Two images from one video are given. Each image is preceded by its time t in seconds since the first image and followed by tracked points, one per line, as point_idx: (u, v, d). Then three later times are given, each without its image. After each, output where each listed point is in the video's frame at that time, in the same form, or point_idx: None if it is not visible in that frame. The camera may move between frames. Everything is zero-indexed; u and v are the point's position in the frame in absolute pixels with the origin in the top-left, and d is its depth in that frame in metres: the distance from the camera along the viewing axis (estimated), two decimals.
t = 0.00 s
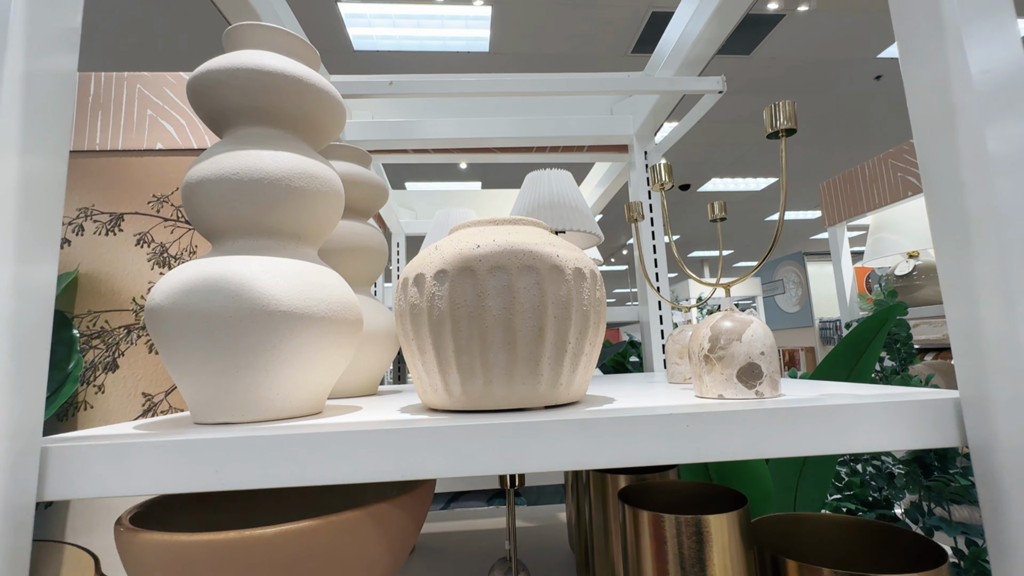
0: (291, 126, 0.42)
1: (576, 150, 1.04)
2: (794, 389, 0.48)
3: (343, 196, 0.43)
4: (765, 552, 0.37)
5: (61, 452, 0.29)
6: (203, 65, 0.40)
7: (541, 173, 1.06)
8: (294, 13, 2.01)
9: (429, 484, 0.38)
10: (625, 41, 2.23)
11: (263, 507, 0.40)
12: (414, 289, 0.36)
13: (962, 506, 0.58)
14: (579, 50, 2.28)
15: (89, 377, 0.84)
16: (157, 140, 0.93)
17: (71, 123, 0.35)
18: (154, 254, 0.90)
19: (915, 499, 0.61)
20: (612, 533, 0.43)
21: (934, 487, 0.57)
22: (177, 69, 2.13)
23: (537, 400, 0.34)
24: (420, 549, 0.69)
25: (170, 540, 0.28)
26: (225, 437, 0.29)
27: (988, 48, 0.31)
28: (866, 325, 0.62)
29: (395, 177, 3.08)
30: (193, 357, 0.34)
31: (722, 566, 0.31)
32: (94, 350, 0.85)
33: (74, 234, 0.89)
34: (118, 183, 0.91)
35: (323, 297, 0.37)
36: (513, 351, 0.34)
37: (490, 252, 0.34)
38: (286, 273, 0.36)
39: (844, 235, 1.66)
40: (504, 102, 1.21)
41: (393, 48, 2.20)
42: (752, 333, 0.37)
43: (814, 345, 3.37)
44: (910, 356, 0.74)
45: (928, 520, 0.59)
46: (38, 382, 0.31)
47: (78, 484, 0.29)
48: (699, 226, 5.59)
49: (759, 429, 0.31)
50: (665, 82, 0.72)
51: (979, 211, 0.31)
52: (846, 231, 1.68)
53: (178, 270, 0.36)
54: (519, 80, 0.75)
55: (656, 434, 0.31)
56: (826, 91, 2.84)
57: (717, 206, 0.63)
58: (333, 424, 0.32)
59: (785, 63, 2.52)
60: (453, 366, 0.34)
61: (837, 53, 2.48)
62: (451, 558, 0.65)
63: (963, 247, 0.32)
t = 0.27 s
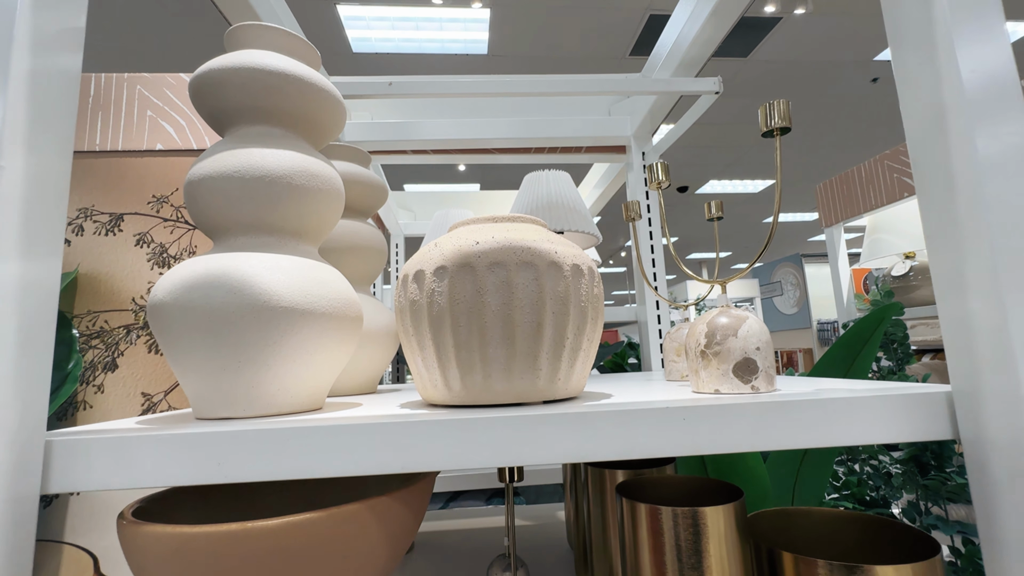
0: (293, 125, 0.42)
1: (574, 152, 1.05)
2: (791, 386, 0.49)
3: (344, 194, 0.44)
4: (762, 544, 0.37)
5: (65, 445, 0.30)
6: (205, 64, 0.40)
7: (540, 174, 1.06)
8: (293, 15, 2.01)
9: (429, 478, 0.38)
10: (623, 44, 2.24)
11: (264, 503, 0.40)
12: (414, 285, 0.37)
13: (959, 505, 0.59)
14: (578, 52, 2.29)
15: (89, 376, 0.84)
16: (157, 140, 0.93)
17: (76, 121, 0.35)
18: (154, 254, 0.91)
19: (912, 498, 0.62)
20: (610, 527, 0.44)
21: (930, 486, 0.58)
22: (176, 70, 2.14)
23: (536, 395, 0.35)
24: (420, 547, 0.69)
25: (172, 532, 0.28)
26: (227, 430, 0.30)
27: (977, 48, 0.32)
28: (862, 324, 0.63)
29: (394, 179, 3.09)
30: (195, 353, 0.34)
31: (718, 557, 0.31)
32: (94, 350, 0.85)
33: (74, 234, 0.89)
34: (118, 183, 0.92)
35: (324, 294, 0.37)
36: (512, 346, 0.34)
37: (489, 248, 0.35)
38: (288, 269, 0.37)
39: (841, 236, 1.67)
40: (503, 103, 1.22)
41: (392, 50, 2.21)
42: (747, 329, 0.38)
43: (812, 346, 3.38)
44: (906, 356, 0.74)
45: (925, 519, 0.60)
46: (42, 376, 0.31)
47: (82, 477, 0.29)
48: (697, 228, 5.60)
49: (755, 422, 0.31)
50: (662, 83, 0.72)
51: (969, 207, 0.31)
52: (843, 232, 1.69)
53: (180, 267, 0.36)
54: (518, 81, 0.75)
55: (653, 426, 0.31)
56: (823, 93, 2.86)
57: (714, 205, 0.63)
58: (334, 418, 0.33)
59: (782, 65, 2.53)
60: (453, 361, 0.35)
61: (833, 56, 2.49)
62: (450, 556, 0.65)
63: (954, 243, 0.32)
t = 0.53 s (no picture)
0: (295, 124, 0.43)
1: (572, 152, 1.06)
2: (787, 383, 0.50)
3: (344, 192, 0.44)
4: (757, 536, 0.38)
5: (71, 438, 0.30)
6: (208, 64, 0.41)
7: (538, 174, 1.07)
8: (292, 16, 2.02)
9: (429, 471, 0.39)
10: (621, 45, 2.25)
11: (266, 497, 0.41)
12: (414, 281, 0.37)
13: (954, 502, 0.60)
14: (575, 53, 2.31)
15: (89, 375, 0.84)
16: (157, 140, 0.94)
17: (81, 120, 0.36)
18: (154, 253, 0.91)
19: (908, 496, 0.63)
20: (607, 521, 0.44)
21: (925, 483, 0.59)
22: (175, 71, 2.15)
23: (535, 389, 0.35)
24: (419, 543, 0.70)
25: (177, 523, 0.29)
26: (231, 423, 0.30)
27: (966, 48, 0.32)
28: (858, 323, 0.64)
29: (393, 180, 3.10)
30: (199, 348, 0.35)
31: (713, 547, 0.32)
32: (94, 349, 0.86)
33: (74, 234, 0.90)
34: (118, 183, 0.92)
35: (325, 290, 0.38)
36: (511, 341, 0.35)
37: (489, 245, 0.35)
38: (290, 265, 0.37)
39: (837, 236, 1.68)
40: (501, 104, 1.23)
41: (391, 52, 2.22)
42: (742, 324, 0.39)
43: (809, 347, 3.40)
44: (903, 356, 0.74)
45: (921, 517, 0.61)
46: (48, 370, 0.31)
47: (88, 469, 0.30)
48: (695, 229, 5.62)
49: (749, 414, 0.32)
50: (659, 84, 0.73)
51: (958, 204, 0.32)
52: (839, 232, 1.71)
53: (184, 263, 0.37)
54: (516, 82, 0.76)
55: (649, 419, 0.32)
56: (820, 95, 2.87)
57: (710, 204, 0.64)
58: (336, 412, 0.33)
59: (779, 67, 2.55)
60: (453, 355, 0.35)
61: (830, 58, 2.51)
62: (450, 552, 0.66)
63: (944, 240, 0.33)
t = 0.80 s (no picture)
0: (298, 120, 0.43)
1: (571, 150, 1.06)
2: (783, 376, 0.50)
3: (347, 187, 0.45)
4: (752, 522, 0.39)
5: (81, 426, 0.31)
6: (213, 60, 0.41)
7: (537, 172, 1.07)
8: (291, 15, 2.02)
9: (431, 460, 0.39)
10: (619, 44, 2.26)
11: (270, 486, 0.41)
12: (416, 274, 0.38)
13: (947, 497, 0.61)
14: (574, 52, 2.31)
15: (89, 370, 0.85)
16: (157, 137, 0.94)
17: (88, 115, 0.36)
18: (154, 250, 0.91)
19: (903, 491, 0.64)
20: (606, 510, 0.45)
21: (919, 478, 0.60)
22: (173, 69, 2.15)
23: (535, 379, 0.36)
24: (420, 536, 0.70)
25: (186, 508, 0.30)
26: (237, 411, 0.31)
27: (956, 44, 0.33)
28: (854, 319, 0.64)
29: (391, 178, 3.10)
30: (205, 338, 0.36)
31: (709, 532, 0.33)
32: (95, 345, 0.86)
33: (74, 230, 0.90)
34: (118, 180, 0.93)
35: (328, 282, 0.38)
36: (512, 332, 0.35)
37: (489, 238, 0.36)
38: (294, 258, 0.38)
39: (834, 234, 1.69)
40: (500, 102, 1.23)
41: (389, 50, 2.22)
42: (738, 316, 0.39)
43: (806, 345, 3.41)
44: (898, 352, 0.75)
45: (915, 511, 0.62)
46: (57, 359, 0.32)
47: (98, 456, 0.31)
48: (693, 228, 5.63)
49: (744, 403, 0.33)
50: (657, 81, 0.74)
51: (948, 197, 0.33)
52: (836, 230, 1.72)
53: (189, 255, 0.37)
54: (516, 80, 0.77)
55: (646, 407, 0.32)
56: (817, 94, 2.89)
57: (707, 200, 0.65)
58: (340, 401, 0.34)
59: (777, 66, 2.56)
60: (454, 346, 0.36)
61: (827, 57, 2.52)
62: (450, 545, 0.67)
63: (934, 233, 0.34)
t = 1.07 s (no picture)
0: (299, 111, 0.44)
1: (570, 145, 1.07)
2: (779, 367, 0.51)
3: (348, 178, 0.45)
4: (748, 507, 0.40)
5: (88, 410, 0.31)
6: (215, 51, 0.41)
7: (536, 167, 1.08)
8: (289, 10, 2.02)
9: (433, 446, 0.40)
10: (618, 40, 2.26)
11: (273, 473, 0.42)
12: (417, 263, 0.38)
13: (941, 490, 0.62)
14: (573, 49, 2.31)
15: (90, 363, 0.85)
16: (157, 131, 0.94)
17: (92, 104, 0.36)
18: (154, 243, 0.91)
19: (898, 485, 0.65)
20: (604, 497, 0.46)
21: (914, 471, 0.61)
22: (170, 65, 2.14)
23: (534, 366, 0.37)
24: (420, 527, 0.71)
25: (191, 491, 0.30)
26: (242, 396, 0.31)
27: (950, 35, 0.34)
28: (850, 312, 0.65)
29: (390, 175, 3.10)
30: (209, 325, 0.36)
31: (705, 515, 0.33)
32: (94, 338, 0.86)
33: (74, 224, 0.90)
34: (117, 174, 0.93)
35: (331, 271, 0.39)
36: (512, 320, 0.36)
37: (490, 227, 0.37)
38: (297, 247, 0.38)
39: (831, 231, 1.70)
40: (498, 97, 1.23)
41: (388, 46, 2.22)
42: (734, 305, 0.40)
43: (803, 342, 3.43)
44: (894, 348, 0.76)
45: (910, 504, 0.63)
46: (63, 345, 0.32)
47: (104, 439, 0.31)
48: (691, 225, 5.64)
49: (741, 388, 0.33)
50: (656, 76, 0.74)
51: (940, 187, 0.33)
52: (833, 227, 1.72)
53: (193, 244, 0.38)
54: (515, 74, 0.77)
55: (644, 392, 0.33)
56: (815, 92, 2.89)
57: (705, 193, 0.65)
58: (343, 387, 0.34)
59: (775, 63, 2.56)
60: (455, 334, 0.37)
61: (825, 55, 2.52)
62: (450, 535, 0.67)
63: (927, 221, 0.35)
